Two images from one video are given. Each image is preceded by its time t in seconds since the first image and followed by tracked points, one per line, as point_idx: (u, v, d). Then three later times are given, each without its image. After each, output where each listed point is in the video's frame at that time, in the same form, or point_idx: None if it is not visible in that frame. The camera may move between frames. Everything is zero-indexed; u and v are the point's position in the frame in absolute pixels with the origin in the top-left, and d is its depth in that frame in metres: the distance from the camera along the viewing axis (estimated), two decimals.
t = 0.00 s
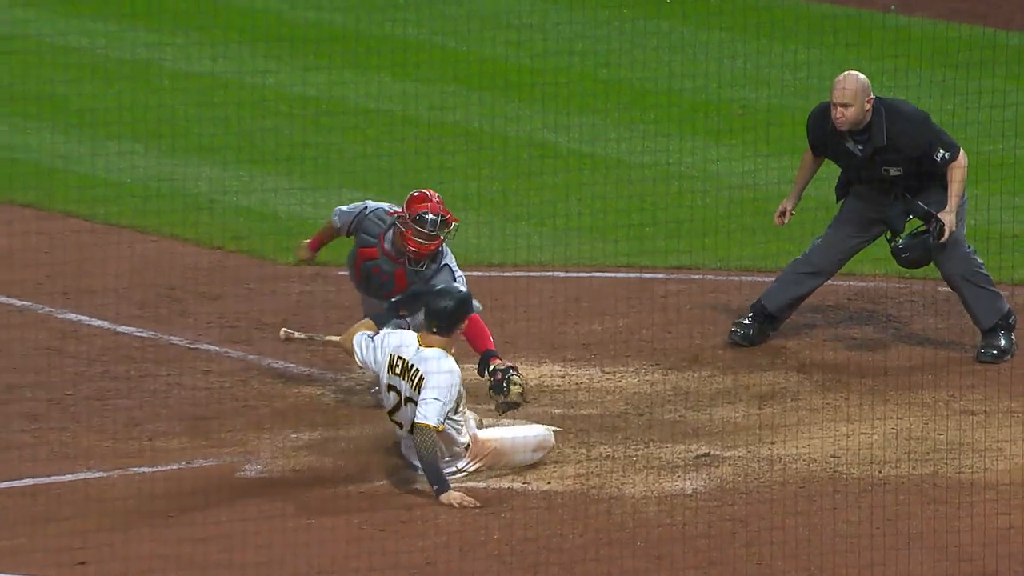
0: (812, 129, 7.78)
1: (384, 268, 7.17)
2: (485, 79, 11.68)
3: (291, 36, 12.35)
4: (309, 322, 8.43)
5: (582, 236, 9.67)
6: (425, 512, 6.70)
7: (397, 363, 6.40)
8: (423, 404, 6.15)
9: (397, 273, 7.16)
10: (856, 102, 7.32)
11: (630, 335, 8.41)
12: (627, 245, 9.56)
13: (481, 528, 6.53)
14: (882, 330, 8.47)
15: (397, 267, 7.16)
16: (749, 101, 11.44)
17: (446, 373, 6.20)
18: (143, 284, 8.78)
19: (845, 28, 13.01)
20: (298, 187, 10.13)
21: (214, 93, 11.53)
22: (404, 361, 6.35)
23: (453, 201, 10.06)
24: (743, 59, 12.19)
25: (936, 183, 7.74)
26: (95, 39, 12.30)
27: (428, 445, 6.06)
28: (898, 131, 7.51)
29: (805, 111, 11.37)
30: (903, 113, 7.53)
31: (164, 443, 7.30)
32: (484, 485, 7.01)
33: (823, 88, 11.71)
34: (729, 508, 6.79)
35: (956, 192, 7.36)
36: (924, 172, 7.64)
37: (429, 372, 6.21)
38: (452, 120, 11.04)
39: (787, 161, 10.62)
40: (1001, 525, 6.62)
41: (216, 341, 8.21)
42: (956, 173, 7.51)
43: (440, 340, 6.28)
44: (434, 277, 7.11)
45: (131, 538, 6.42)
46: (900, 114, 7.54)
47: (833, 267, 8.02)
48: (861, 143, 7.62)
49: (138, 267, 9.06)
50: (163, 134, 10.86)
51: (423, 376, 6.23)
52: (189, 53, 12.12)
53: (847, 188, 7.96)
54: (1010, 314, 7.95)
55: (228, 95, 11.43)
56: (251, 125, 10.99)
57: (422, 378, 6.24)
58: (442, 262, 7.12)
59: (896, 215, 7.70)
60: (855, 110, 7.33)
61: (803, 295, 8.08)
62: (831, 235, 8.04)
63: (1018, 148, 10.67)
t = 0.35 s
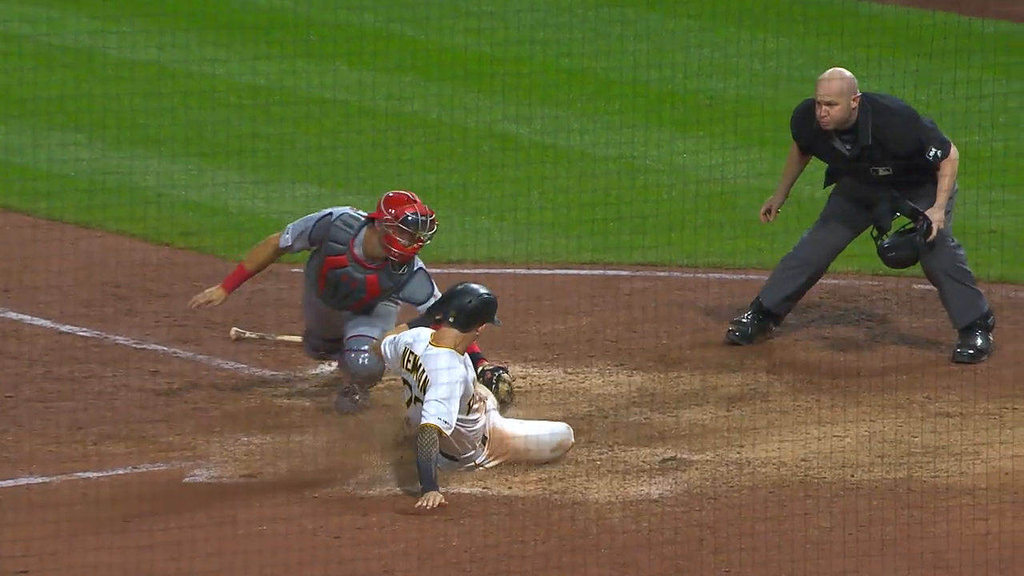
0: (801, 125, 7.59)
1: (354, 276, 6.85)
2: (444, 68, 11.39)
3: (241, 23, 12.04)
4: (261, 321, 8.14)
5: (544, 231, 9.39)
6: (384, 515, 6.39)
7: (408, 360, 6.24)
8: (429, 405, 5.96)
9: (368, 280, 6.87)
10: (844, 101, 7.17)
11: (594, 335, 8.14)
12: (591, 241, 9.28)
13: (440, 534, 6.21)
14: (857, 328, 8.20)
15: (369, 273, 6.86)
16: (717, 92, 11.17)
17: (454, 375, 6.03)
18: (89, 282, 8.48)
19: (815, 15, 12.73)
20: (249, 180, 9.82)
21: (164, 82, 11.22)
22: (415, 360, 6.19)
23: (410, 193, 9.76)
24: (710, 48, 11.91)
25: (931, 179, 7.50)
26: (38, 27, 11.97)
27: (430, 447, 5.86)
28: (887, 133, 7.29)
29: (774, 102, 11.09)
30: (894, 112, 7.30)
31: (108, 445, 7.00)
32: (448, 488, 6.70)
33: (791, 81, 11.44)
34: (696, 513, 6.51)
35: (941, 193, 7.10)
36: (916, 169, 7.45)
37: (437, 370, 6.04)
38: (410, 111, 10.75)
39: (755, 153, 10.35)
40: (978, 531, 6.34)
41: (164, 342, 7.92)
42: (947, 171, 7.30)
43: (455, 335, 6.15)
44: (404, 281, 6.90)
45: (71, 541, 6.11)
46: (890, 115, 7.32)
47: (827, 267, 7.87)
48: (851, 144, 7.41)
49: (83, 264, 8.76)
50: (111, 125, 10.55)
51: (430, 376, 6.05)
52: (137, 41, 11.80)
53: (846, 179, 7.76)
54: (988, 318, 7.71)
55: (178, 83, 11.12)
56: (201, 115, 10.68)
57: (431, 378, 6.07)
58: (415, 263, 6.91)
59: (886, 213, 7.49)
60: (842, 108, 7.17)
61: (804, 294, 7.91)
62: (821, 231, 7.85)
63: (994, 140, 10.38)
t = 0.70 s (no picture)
0: (768, 124, 7.54)
1: (318, 282, 6.74)
2: (396, 64, 11.32)
3: (189, 19, 11.95)
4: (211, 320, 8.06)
5: (496, 229, 9.32)
6: (334, 515, 6.32)
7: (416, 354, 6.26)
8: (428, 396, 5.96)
9: (331, 284, 6.77)
10: (811, 103, 7.11)
11: (547, 334, 8.07)
12: (544, 240, 9.21)
13: (392, 535, 6.14)
14: (812, 328, 8.15)
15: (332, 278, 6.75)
16: (671, 88, 11.11)
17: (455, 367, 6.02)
18: (38, 281, 8.38)
19: (770, 8, 12.68)
20: (197, 177, 9.74)
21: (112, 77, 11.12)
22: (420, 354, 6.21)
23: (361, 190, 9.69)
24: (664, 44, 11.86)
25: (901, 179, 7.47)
26: None
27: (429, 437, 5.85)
28: (856, 135, 7.26)
29: (728, 98, 11.04)
30: (863, 114, 7.26)
31: (55, 443, 6.91)
32: (399, 488, 6.63)
33: (744, 78, 11.39)
34: (649, 514, 6.45)
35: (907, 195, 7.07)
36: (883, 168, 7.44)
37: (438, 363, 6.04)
38: (361, 107, 10.67)
39: (708, 151, 10.29)
40: (932, 530, 6.29)
41: (111, 341, 7.83)
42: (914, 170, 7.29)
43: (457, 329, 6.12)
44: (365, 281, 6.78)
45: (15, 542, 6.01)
46: (859, 116, 7.28)
47: (805, 259, 7.87)
48: (820, 145, 7.38)
49: (29, 262, 8.67)
50: (58, 121, 10.46)
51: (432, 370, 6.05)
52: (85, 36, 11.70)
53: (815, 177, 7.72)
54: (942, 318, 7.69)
55: (126, 78, 11.03)
56: (149, 110, 10.59)
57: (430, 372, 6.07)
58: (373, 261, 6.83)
59: (850, 210, 7.48)
60: (809, 111, 7.12)
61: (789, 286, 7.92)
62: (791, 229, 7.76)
63: (949, 137, 10.34)
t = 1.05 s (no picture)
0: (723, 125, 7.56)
1: (289, 291, 6.64)
2: (342, 65, 11.31)
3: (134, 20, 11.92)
4: (154, 322, 8.04)
5: (442, 229, 9.32)
6: (276, 516, 6.31)
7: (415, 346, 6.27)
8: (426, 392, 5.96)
9: (298, 288, 6.68)
10: (766, 105, 7.13)
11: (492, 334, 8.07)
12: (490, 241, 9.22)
13: (336, 536, 6.13)
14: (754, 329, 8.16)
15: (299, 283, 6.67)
16: (617, 90, 11.13)
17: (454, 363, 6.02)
18: None
19: (717, 10, 12.71)
20: (144, 178, 9.71)
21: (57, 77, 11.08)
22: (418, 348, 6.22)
23: (307, 190, 9.67)
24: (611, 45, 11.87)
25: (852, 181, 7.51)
26: None
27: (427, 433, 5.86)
28: (811, 137, 7.29)
29: (674, 98, 11.05)
30: (820, 115, 7.29)
31: None
32: (345, 488, 6.63)
33: (690, 79, 11.41)
34: (596, 514, 6.45)
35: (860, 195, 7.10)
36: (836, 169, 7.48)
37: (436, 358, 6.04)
38: (307, 109, 10.66)
39: (654, 153, 10.31)
40: (877, 531, 6.31)
41: (55, 342, 7.80)
42: (868, 171, 7.33)
43: (454, 329, 6.14)
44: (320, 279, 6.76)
45: None
46: (816, 117, 7.30)
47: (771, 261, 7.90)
48: (776, 146, 7.40)
49: None
50: (3, 122, 10.42)
51: (427, 365, 6.05)
52: (30, 35, 11.65)
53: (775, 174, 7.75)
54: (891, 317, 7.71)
55: (72, 79, 11.00)
56: (96, 111, 10.55)
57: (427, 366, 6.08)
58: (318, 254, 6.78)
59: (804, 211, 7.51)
60: (765, 113, 7.14)
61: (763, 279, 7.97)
62: (749, 232, 7.78)
63: (893, 136, 10.37)
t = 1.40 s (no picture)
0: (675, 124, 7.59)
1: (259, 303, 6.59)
2: (286, 68, 11.32)
3: (77, 21, 11.90)
4: (96, 324, 8.03)
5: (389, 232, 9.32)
6: (221, 517, 6.31)
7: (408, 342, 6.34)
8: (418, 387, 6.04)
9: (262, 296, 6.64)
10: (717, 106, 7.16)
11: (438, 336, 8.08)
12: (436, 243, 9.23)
13: (282, 538, 6.12)
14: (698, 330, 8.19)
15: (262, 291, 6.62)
16: (562, 91, 11.15)
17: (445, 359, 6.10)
18: None
19: (661, 13, 12.75)
20: (90, 180, 9.69)
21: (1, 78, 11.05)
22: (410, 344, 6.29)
23: (254, 193, 9.67)
24: (555, 48, 11.91)
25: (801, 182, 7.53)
26: None
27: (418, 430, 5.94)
28: (761, 137, 7.33)
29: (619, 100, 11.07)
30: (772, 116, 7.32)
31: None
32: (290, 489, 6.63)
33: (635, 80, 11.44)
34: (541, 515, 6.42)
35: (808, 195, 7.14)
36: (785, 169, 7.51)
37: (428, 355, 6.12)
38: (252, 110, 10.65)
39: (600, 153, 10.33)
40: (820, 531, 6.33)
41: None
42: (816, 172, 7.37)
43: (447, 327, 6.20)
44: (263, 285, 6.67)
45: None
46: (768, 118, 7.34)
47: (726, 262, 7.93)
48: (726, 146, 7.43)
49: None
50: None
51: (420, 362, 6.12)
52: None
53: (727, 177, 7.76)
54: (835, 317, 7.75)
55: (16, 80, 10.97)
56: (40, 113, 10.53)
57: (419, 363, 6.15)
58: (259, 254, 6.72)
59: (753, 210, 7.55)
60: (716, 112, 7.16)
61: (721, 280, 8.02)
62: (701, 234, 7.77)
63: (837, 137, 10.42)
